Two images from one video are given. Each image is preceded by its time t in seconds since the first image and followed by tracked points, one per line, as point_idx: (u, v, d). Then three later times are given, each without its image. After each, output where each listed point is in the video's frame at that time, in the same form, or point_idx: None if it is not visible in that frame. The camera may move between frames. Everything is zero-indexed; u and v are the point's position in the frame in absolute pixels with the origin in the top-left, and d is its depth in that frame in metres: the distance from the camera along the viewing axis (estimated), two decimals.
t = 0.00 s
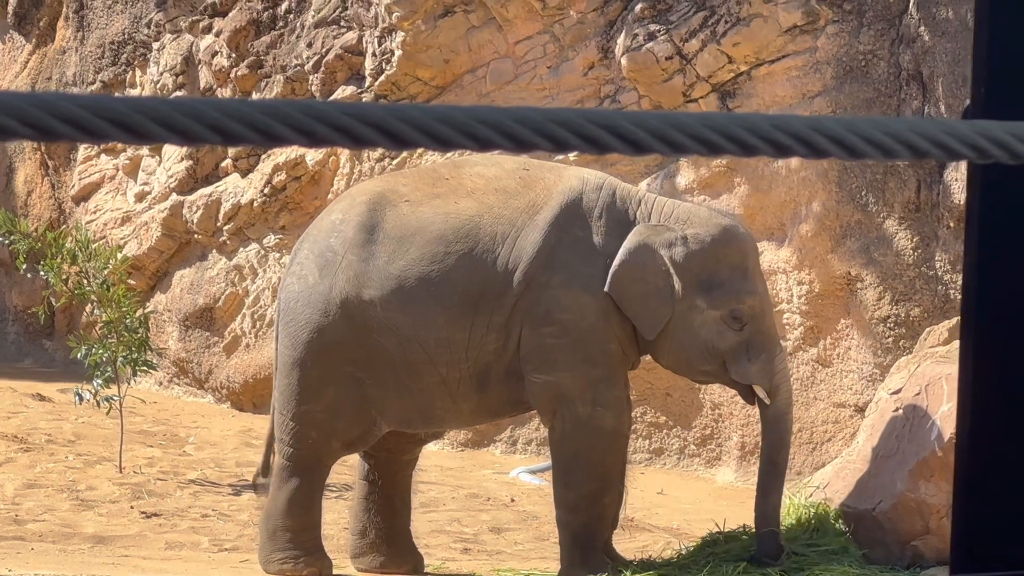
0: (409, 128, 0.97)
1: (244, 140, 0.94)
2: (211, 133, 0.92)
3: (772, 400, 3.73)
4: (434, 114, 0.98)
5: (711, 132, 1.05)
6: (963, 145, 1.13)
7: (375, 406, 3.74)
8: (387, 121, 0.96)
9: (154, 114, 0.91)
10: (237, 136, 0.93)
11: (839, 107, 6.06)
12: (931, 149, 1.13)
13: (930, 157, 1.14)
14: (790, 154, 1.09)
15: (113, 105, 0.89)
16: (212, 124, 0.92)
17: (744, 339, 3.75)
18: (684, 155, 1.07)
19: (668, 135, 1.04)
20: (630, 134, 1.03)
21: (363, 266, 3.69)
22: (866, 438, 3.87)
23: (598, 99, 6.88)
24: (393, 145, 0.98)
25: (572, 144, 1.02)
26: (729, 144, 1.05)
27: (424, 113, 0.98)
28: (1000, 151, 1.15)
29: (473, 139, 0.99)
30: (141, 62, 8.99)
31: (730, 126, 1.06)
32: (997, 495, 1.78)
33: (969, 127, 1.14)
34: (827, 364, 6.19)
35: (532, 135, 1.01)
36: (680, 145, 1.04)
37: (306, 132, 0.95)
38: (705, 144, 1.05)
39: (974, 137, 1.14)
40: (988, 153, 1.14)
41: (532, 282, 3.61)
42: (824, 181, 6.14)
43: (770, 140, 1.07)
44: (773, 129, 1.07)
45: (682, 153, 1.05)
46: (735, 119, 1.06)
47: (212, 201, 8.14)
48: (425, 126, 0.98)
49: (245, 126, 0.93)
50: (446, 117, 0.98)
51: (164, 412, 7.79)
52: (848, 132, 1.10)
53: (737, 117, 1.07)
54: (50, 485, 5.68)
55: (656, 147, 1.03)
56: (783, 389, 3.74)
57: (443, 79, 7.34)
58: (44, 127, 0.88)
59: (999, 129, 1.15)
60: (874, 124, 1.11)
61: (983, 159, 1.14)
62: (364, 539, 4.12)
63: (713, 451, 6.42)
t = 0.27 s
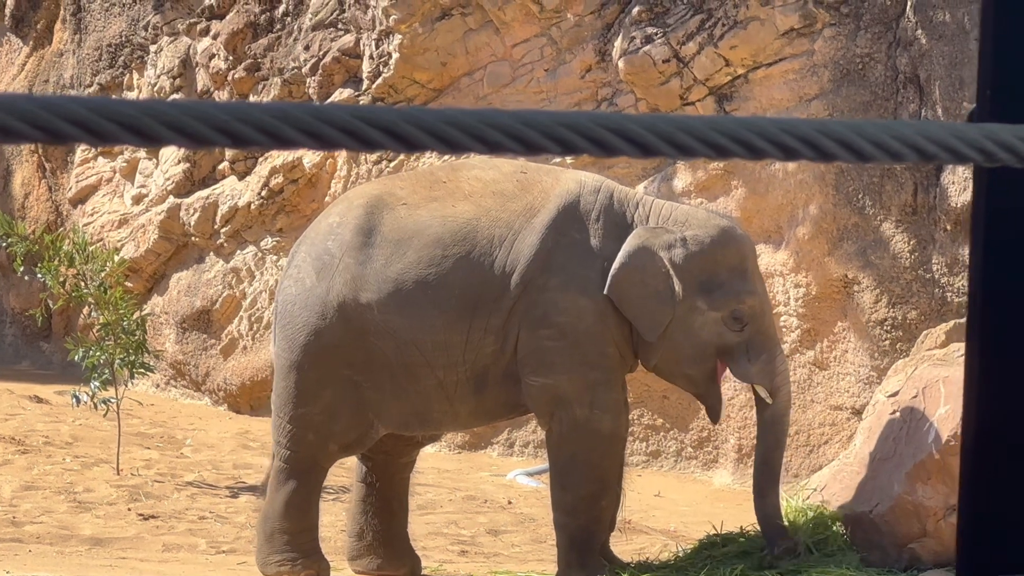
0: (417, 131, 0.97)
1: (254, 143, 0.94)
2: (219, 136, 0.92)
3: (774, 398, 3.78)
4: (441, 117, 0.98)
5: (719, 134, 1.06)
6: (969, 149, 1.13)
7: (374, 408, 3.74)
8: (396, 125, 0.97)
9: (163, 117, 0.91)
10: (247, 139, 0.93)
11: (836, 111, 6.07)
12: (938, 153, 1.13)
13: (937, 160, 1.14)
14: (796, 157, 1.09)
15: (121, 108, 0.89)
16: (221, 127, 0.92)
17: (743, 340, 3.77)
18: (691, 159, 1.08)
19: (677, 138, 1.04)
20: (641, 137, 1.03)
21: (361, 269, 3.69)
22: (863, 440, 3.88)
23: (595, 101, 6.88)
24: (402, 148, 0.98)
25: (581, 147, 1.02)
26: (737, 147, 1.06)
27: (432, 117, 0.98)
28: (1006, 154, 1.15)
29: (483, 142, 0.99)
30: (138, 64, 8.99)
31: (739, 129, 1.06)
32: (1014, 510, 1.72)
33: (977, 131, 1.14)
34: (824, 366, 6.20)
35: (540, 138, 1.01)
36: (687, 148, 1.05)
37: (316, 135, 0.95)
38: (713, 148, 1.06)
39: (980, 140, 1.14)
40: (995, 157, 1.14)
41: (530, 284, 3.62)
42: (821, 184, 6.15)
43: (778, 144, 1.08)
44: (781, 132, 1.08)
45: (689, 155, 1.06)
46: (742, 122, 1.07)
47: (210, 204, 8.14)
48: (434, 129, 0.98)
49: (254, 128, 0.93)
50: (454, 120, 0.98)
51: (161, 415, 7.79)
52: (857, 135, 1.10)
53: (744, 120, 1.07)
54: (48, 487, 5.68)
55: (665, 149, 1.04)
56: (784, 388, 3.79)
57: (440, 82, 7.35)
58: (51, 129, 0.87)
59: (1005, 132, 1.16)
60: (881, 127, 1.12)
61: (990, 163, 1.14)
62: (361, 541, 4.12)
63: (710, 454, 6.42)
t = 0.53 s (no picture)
0: (434, 136, 0.97)
1: (272, 149, 0.94)
2: (237, 141, 0.93)
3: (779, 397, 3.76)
4: (457, 121, 0.98)
5: (734, 140, 1.06)
6: (983, 154, 1.13)
7: (376, 409, 3.75)
8: (411, 129, 0.96)
9: (180, 121, 0.91)
10: (263, 144, 0.93)
11: (837, 111, 6.07)
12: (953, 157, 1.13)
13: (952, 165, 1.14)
14: (812, 162, 1.09)
15: (140, 114, 0.90)
16: (237, 132, 0.93)
17: (746, 339, 3.77)
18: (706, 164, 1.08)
19: (692, 142, 1.05)
20: (654, 142, 1.04)
21: (362, 270, 3.69)
22: (864, 440, 3.88)
23: (596, 102, 6.88)
24: (420, 154, 0.98)
25: (596, 153, 1.03)
26: (751, 152, 1.07)
27: (450, 122, 0.97)
28: (1018, 158, 1.16)
29: (498, 147, 0.99)
30: (139, 65, 8.99)
31: (752, 134, 1.07)
32: None
33: (991, 135, 1.14)
34: (825, 367, 6.21)
35: (555, 142, 1.01)
36: (703, 152, 1.05)
37: (333, 141, 0.95)
38: (726, 152, 1.06)
39: (994, 145, 1.14)
40: (1009, 160, 1.15)
41: (531, 285, 3.62)
42: (821, 185, 6.15)
43: (794, 150, 1.08)
44: (797, 138, 1.08)
45: (705, 161, 1.06)
46: (755, 127, 1.07)
47: (210, 204, 8.14)
48: (451, 134, 0.98)
49: (271, 133, 0.94)
50: (471, 125, 0.98)
51: (162, 415, 7.79)
52: (872, 141, 1.10)
53: (757, 124, 1.08)
54: (49, 487, 5.68)
55: (679, 154, 1.04)
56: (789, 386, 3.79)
57: (441, 82, 7.36)
58: (70, 135, 0.89)
59: (1016, 136, 1.16)
60: (898, 132, 1.11)
61: (1004, 168, 1.14)
62: (362, 541, 4.12)
63: (711, 454, 6.42)
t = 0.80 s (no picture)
0: (438, 137, 0.97)
1: (279, 151, 0.94)
2: (244, 143, 0.93)
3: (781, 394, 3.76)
4: (462, 122, 0.98)
5: (739, 140, 1.06)
6: (987, 155, 1.13)
7: (377, 406, 3.76)
8: (416, 130, 0.96)
9: (189, 124, 0.92)
10: (270, 146, 0.94)
11: (838, 109, 6.07)
12: (957, 158, 1.12)
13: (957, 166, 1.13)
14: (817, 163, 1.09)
15: (148, 117, 0.91)
16: (243, 133, 0.93)
17: (748, 337, 3.77)
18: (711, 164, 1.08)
19: (697, 144, 1.05)
20: (658, 143, 1.04)
21: (363, 268, 3.70)
22: (865, 438, 3.89)
23: (597, 99, 6.88)
24: (426, 156, 0.98)
25: (602, 155, 1.03)
26: (756, 153, 1.06)
27: (454, 124, 0.98)
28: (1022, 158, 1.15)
29: (503, 148, 1.00)
30: (140, 62, 8.99)
31: (758, 136, 1.07)
32: None
33: (994, 137, 1.14)
34: (826, 364, 6.21)
35: (560, 144, 1.01)
36: (709, 154, 1.05)
37: (339, 143, 0.95)
38: (732, 153, 1.06)
39: (997, 147, 1.14)
40: (1012, 162, 1.15)
41: (532, 282, 3.61)
42: (822, 182, 6.15)
43: (798, 150, 1.08)
44: (800, 138, 1.08)
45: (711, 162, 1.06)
46: (762, 128, 1.07)
47: (211, 201, 8.15)
48: (456, 136, 0.98)
49: (277, 135, 0.94)
50: (477, 126, 0.98)
51: (163, 412, 7.80)
52: (878, 142, 1.10)
53: (762, 125, 1.08)
54: (50, 484, 5.69)
55: (685, 155, 1.04)
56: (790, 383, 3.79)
57: (442, 79, 7.35)
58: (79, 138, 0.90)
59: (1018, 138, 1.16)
60: (902, 133, 1.11)
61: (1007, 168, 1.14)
62: (364, 538, 4.13)
63: (711, 451, 6.43)
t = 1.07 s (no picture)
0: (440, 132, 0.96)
1: (280, 144, 0.93)
2: (245, 137, 0.92)
3: (780, 394, 3.77)
4: (464, 116, 0.97)
5: (741, 135, 1.05)
6: (990, 148, 1.11)
7: (379, 403, 3.75)
8: (418, 124, 0.95)
9: (188, 117, 0.91)
10: (270, 140, 0.93)
11: (841, 104, 6.05)
12: (960, 152, 1.11)
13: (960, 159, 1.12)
14: (819, 158, 1.08)
15: (148, 110, 0.89)
16: (244, 126, 0.92)
17: (751, 335, 3.76)
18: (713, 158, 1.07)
19: (698, 138, 1.03)
20: (661, 137, 1.02)
21: (365, 264, 3.69)
22: (869, 434, 3.87)
23: (600, 95, 6.87)
24: (427, 151, 0.97)
25: (605, 149, 1.01)
26: (757, 147, 1.05)
27: (455, 118, 0.97)
28: None
29: (505, 143, 0.99)
30: (142, 58, 8.99)
31: (761, 130, 1.05)
32: None
33: (999, 130, 1.13)
34: (829, 360, 6.19)
35: (561, 138, 1.00)
36: (711, 148, 1.03)
37: (340, 136, 0.94)
38: (735, 148, 1.05)
39: (1004, 140, 1.13)
40: (1015, 155, 1.13)
41: (535, 278, 3.60)
42: (826, 178, 6.14)
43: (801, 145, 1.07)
44: (803, 132, 1.07)
45: (711, 156, 1.05)
46: (765, 122, 1.06)
47: (214, 197, 8.15)
48: (457, 130, 0.97)
49: (278, 129, 0.93)
50: (478, 121, 0.97)
51: (166, 409, 7.80)
52: (880, 136, 1.09)
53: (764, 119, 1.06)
54: (52, 481, 5.68)
55: (687, 149, 1.03)
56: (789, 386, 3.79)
57: (445, 75, 7.33)
58: (79, 131, 0.88)
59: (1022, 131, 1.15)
60: (906, 127, 1.10)
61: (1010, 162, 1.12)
62: (367, 535, 4.12)
63: (715, 448, 6.42)
